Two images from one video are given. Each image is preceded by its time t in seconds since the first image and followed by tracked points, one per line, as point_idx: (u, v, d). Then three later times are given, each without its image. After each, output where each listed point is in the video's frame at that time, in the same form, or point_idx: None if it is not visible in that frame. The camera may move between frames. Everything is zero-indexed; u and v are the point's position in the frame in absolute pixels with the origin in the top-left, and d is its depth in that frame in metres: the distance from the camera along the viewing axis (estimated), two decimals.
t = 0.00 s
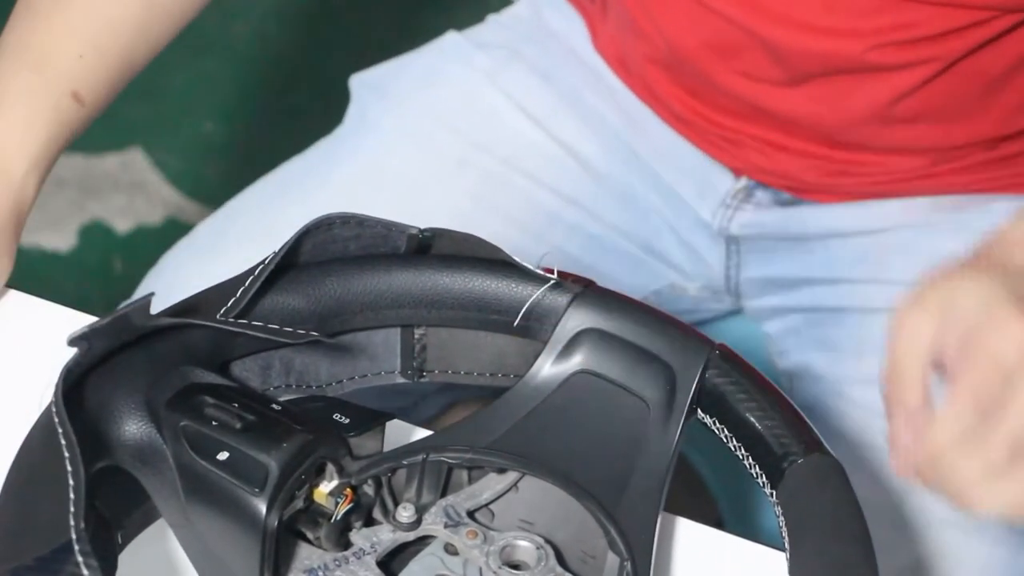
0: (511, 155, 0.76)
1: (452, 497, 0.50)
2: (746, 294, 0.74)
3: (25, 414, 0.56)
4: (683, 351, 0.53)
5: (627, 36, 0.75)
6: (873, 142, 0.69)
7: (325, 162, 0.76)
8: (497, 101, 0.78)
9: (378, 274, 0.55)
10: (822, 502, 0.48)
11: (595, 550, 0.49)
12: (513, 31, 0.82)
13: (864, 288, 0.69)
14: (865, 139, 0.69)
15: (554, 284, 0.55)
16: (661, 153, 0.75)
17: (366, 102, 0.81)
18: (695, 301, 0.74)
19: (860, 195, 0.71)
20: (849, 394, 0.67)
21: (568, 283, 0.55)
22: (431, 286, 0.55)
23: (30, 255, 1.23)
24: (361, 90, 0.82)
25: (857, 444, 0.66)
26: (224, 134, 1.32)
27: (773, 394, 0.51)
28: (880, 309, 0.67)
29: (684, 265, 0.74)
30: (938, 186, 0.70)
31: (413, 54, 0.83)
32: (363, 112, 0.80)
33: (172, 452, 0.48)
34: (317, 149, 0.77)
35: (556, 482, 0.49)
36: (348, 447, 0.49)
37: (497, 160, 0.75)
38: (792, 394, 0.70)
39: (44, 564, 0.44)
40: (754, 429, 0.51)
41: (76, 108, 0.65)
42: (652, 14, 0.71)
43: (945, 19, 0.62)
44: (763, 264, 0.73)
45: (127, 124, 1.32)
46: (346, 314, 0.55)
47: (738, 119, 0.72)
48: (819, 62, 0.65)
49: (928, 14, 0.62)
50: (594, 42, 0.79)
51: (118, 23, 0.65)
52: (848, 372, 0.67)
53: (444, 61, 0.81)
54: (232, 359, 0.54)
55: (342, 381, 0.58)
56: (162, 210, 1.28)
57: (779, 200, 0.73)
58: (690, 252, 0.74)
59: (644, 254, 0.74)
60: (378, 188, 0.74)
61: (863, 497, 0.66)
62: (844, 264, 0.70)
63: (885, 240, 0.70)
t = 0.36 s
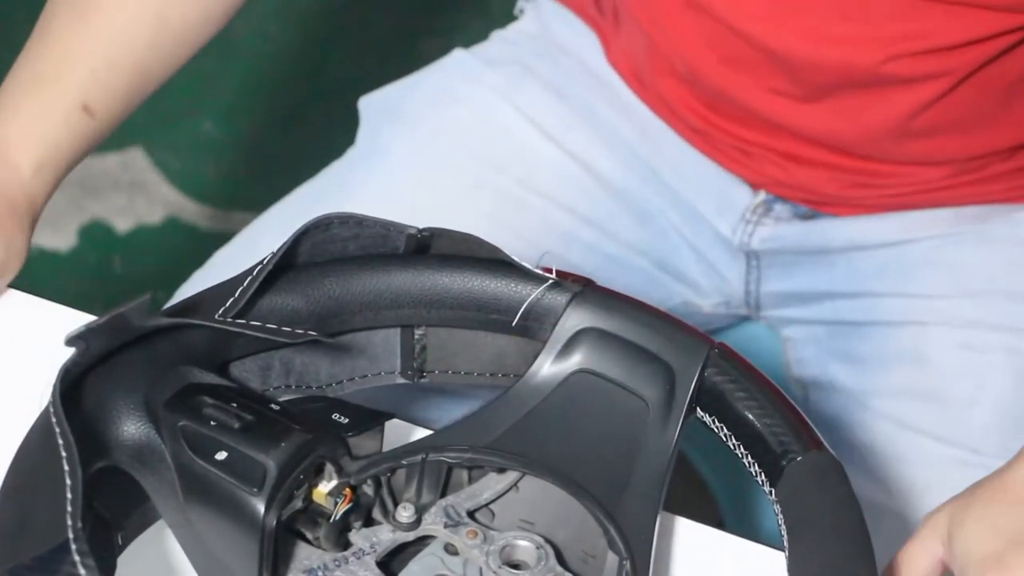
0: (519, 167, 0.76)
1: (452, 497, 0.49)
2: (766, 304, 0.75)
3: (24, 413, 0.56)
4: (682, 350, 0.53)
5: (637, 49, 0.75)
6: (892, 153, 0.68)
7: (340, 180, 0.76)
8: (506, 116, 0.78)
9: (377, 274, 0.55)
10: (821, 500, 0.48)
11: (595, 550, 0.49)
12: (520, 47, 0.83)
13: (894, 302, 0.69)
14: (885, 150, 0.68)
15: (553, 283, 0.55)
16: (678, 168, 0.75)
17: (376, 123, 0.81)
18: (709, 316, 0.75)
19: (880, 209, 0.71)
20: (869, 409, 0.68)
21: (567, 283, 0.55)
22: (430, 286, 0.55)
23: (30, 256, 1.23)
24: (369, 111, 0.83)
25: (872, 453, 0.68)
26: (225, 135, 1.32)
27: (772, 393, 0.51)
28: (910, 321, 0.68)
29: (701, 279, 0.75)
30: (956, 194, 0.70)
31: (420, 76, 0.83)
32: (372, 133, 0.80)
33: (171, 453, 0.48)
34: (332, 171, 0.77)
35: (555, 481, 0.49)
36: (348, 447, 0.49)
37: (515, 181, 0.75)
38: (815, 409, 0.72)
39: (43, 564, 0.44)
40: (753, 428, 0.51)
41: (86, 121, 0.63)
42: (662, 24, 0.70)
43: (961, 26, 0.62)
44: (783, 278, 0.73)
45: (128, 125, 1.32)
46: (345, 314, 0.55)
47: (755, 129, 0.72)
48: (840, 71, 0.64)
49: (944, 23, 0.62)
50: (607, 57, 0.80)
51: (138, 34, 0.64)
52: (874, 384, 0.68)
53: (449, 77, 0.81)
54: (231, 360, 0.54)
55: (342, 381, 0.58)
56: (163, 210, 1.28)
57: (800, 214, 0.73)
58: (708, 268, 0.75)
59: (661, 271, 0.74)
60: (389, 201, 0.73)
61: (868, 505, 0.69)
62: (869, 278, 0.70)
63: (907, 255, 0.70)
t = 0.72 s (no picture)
0: (502, 146, 0.76)
1: (452, 497, 0.50)
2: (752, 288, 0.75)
3: (24, 413, 0.56)
4: (682, 351, 0.53)
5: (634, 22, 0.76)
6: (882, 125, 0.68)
7: (331, 160, 0.76)
8: (501, 98, 0.78)
9: (377, 274, 0.55)
10: (822, 502, 0.48)
11: (594, 550, 0.49)
12: (518, 26, 0.83)
13: (878, 282, 0.68)
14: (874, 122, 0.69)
15: (554, 284, 0.55)
16: (665, 143, 0.75)
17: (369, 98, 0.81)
18: (697, 295, 0.75)
19: (869, 186, 0.71)
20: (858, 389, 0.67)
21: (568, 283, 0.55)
22: (430, 285, 0.55)
23: (29, 255, 1.25)
24: (364, 91, 0.82)
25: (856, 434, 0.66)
26: (224, 134, 1.31)
27: (772, 393, 0.51)
28: (895, 303, 0.67)
29: (689, 258, 0.75)
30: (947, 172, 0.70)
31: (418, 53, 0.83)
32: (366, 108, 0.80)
33: (171, 452, 0.48)
34: (323, 146, 0.78)
35: (555, 481, 0.49)
36: (348, 447, 0.49)
37: (506, 158, 0.75)
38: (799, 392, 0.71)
39: (44, 565, 0.44)
40: (753, 430, 0.51)
41: None
42: None
43: None
44: (769, 259, 0.73)
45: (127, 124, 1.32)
46: (345, 313, 0.55)
47: (746, 101, 0.72)
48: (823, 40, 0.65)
49: None
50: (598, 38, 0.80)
51: None
52: (860, 366, 0.67)
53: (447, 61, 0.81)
54: (231, 359, 0.54)
55: (342, 381, 0.58)
56: (162, 211, 1.29)
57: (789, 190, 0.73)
58: (696, 245, 0.75)
59: (648, 249, 0.74)
60: (384, 184, 0.74)
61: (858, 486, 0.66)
62: (856, 259, 0.70)
63: (894, 235, 0.69)
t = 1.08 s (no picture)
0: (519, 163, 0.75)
1: (452, 496, 0.49)
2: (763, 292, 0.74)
3: (24, 414, 0.56)
4: (682, 350, 0.53)
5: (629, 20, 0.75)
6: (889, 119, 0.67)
7: (346, 182, 0.75)
8: (508, 108, 0.77)
9: (377, 273, 0.55)
10: (822, 502, 0.48)
11: (594, 549, 0.49)
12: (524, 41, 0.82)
13: (894, 277, 0.67)
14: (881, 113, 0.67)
15: (554, 283, 0.55)
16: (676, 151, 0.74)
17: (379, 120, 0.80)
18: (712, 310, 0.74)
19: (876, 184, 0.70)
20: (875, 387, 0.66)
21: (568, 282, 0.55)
22: (431, 285, 0.55)
23: (29, 255, 1.24)
24: (372, 111, 0.81)
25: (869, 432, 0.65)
26: (222, 133, 1.32)
27: (772, 392, 0.51)
28: (912, 296, 0.66)
29: (704, 271, 0.73)
30: (954, 162, 0.69)
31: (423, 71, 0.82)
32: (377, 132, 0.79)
33: (171, 452, 0.48)
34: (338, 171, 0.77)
35: (556, 481, 0.49)
36: (348, 446, 0.49)
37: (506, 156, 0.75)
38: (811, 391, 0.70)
39: (43, 565, 0.44)
40: (753, 429, 0.51)
41: None
42: None
43: None
44: (780, 258, 0.72)
45: (128, 124, 1.33)
46: (345, 312, 0.55)
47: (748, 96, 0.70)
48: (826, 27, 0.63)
49: None
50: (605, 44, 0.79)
51: None
52: (873, 362, 0.66)
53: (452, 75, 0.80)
54: (232, 357, 0.54)
55: (342, 380, 0.58)
56: (162, 210, 1.27)
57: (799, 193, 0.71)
58: (709, 257, 0.73)
59: (664, 262, 0.73)
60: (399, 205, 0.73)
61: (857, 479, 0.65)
62: (870, 255, 0.69)
63: (908, 227, 0.68)
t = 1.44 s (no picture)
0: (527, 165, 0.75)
1: (452, 495, 0.49)
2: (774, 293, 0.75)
3: (24, 413, 0.56)
4: (683, 348, 0.53)
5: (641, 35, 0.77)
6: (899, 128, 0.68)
7: (356, 182, 0.75)
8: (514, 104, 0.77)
9: (377, 271, 0.55)
10: (823, 499, 0.48)
11: (595, 547, 0.49)
12: (530, 42, 0.82)
13: (912, 290, 0.69)
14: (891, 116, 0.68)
15: (554, 282, 0.55)
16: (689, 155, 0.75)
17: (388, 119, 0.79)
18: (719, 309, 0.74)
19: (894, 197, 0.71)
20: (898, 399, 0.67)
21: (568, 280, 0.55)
22: (431, 283, 0.55)
23: (30, 254, 1.23)
24: (382, 110, 0.81)
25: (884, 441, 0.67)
26: (223, 132, 1.32)
27: (773, 390, 0.51)
28: (930, 311, 0.68)
29: (714, 272, 0.74)
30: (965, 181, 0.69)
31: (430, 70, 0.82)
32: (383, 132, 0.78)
33: (172, 451, 0.48)
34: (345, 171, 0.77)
35: (556, 480, 0.49)
36: (348, 445, 0.49)
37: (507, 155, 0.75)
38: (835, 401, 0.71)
39: (43, 563, 0.44)
40: (754, 427, 0.51)
41: None
42: None
43: None
44: (794, 266, 0.73)
45: (129, 123, 1.33)
46: (346, 311, 0.55)
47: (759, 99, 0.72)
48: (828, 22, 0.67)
49: None
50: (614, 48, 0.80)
51: None
52: (893, 374, 0.68)
53: (457, 74, 0.80)
54: (233, 356, 0.54)
55: (342, 378, 0.58)
56: (162, 209, 1.27)
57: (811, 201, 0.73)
58: (720, 257, 0.74)
59: (672, 262, 0.73)
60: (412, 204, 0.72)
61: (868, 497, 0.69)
62: (887, 265, 0.70)
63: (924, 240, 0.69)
